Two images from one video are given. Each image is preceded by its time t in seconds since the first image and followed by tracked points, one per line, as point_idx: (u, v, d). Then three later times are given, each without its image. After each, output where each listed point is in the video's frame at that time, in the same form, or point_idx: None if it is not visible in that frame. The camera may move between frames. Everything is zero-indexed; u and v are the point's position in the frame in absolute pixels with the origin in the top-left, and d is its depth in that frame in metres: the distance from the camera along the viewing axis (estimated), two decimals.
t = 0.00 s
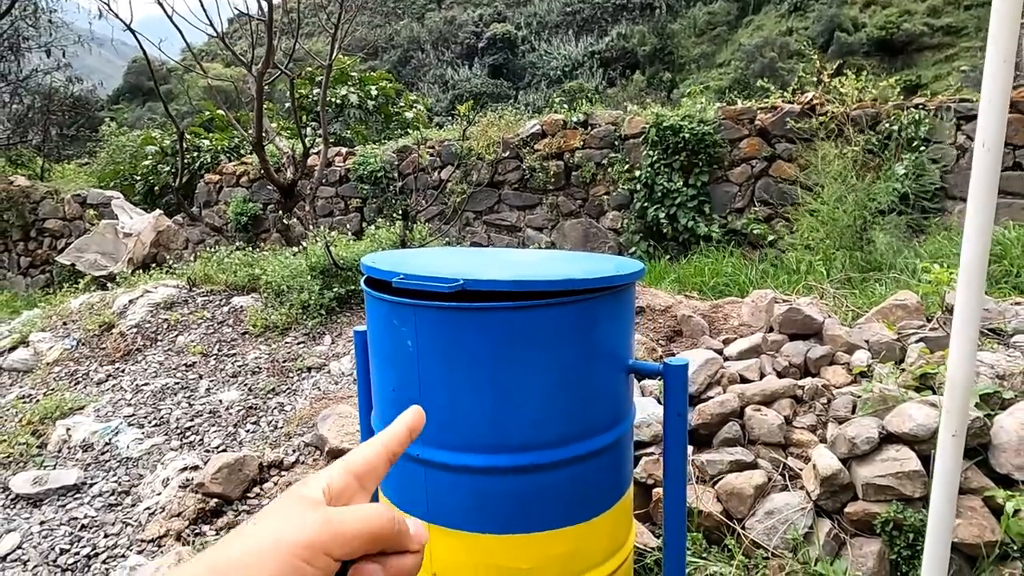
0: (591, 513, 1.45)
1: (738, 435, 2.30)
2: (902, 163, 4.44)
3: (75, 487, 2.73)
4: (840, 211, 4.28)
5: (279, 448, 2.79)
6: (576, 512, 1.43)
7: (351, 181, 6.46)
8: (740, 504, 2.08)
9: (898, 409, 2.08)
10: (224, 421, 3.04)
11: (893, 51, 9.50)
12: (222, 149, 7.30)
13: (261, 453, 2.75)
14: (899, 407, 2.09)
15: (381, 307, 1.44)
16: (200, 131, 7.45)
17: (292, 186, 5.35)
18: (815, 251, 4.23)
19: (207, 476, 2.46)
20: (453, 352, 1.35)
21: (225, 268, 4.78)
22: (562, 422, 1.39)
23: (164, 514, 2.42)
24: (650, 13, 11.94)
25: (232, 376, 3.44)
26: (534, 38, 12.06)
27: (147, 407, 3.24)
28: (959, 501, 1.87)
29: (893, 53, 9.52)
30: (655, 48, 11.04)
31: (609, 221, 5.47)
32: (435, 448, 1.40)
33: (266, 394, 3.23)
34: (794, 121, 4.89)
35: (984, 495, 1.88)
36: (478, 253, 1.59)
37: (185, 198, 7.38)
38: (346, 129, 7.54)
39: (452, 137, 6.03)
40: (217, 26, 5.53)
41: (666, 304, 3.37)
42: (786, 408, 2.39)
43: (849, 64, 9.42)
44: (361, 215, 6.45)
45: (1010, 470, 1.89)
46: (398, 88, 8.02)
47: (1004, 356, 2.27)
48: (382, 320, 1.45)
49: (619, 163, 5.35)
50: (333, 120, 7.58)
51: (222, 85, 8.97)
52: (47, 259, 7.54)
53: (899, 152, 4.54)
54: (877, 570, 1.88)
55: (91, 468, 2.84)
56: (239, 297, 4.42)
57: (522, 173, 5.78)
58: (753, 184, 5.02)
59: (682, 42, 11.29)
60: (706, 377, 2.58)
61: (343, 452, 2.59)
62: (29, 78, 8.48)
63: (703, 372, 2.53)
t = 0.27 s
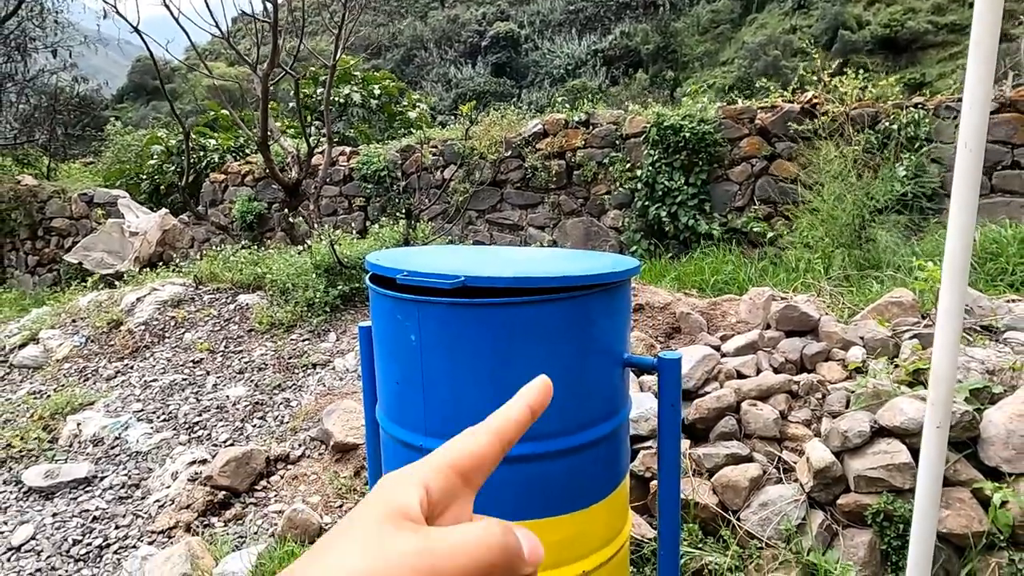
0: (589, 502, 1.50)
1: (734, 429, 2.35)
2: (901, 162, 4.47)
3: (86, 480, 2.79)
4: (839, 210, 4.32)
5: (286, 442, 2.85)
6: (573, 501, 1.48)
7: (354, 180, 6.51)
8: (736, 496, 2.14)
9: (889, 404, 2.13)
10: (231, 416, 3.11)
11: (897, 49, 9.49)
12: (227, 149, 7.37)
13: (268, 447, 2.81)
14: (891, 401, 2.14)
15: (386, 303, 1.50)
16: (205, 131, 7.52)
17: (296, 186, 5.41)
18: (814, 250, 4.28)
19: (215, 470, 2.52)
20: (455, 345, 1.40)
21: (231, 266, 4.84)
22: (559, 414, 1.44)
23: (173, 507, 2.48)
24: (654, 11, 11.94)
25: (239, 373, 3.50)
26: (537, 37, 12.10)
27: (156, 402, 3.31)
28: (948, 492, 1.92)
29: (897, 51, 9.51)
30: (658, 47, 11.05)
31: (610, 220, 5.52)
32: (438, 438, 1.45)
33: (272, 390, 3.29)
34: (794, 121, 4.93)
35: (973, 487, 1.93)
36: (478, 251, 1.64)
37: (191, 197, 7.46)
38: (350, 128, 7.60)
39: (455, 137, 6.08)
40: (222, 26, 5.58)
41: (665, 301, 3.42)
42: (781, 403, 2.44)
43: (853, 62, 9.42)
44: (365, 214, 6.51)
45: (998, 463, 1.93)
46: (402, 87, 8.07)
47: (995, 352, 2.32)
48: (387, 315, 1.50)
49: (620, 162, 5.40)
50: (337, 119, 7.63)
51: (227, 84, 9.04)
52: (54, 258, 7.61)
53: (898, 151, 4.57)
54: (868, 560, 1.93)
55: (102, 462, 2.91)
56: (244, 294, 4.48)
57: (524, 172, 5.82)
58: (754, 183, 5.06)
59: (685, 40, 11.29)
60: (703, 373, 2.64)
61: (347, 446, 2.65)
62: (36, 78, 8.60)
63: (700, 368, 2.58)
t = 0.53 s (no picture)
0: (586, 486, 1.56)
1: (731, 420, 2.40)
2: (900, 159, 4.50)
3: (98, 470, 2.85)
4: (838, 206, 4.36)
5: (292, 433, 2.91)
6: (571, 484, 1.53)
7: (359, 177, 6.57)
8: (732, 485, 2.19)
9: (882, 395, 2.18)
10: (239, 408, 3.17)
11: (901, 45, 9.48)
12: (232, 146, 7.43)
13: (275, 438, 2.87)
14: (884, 393, 2.19)
15: (390, 294, 1.55)
16: (210, 128, 7.59)
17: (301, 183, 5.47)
18: (813, 246, 4.32)
19: (224, 459, 2.58)
20: (458, 334, 1.45)
21: (237, 262, 4.90)
22: (558, 400, 1.49)
23: (182, 495, 2.54)
24: (657, 8, 11.94)
25: (246, 366, 3.57)
26: (541, 34, 12.12)
27: (165, 395, 3.37)
28: (937, 480, 1.97)
29: (901, 48, 9.49)
30: (662, 43, 11.05)
31: (612, 217, 5.57)
32: (441, 424, 1.51)
33: (278, 382, 3.35)
34: (794, 118, 4.97)
35: (962, 475, 1.98)
36: (480, 244, 1.70)
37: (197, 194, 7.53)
38: (354, 126, 7.66)
39: (458, 134, 6.13)
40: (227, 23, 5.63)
41: (665, 296, 3.47)
42: (777, 395, 2.50)
43: (856, 59, 9.42)
44: (369, 211, 6.57)
45: (987, 452, 1.98)
46: (405, 84, 8.12)
47: (986, 345, 2.37)
48: (392, 306, 1.56)
49: (622, 160, 5.44)
50: (341, 117, 7.69)
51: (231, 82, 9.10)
52: (61, 254, 7.69)
53: (898, 148, 4.60)
54: (860, 546, 1.99)
55: (113, 452, 2.97)
56: (251, 290, 4.54)
57: (527, 169, 5.88)
58: (754, 179, 5.10)
59: (689, 37, 11.29)
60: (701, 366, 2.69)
61: (352, 437, 2.70)
62: (43, 76, 8.65)
63: (698, 361, 2.63)
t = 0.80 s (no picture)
0: (586, 477, 1.58)
1: (731, 414, 2.42)
2: (903, 155, 4.51)
3: (104, 463, 2.89)
4: (840, 203, 4.37)
5: (296, 427, 2.94)
6: (571, 476, 1.56)
7: (362, 173, 6.59)
8: (731, 478, 2.21)
9: (880, 389, 2.19)
10: (243, 402, 3.20)
11: (907, 41, 9.41)
12: (235, 142, 7.46)
13: (279, 432, 2.90)
14: (882, 387, 2.21)
15: (393, 288, 1.57)
16: (214, 125, 7.62)
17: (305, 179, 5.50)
18: (815, 242, 4.33)
19: (229, 452, 2.61)
20: (459, 327, 1.48)
21: (242, 258, 4.93)
22: (558, 392, 1.51)
23: (188, 488, 2.58)
24: (661, 4, 11.90)
25: (250, 361, 3.60)
26: (545, 30, 12.10)
27: (170, 389, 3.41)
28: (934, 474, 1.99)
29: (907, 44, 9.43)
30: (666, 40, 11.00)
31: (614, 213, 5.59)
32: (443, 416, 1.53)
33: (282, 377, 3.39)
34: (797, 114, 4.97)
35: (959, 469, 2.00)
36: (482, 239, 1.72)
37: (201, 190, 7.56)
38: (358, 122, 7.67)
39: (461, 130, 6.15)
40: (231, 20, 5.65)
41: (666, 292, 3.49)
42: (776, 390, 2.52)
43: (861, 55, 9.38)
44: (372, 207, 6.60)
45: (985, 446, 2.00)
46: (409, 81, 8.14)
47: (985, 340, 2.38)
48: (394, 300, 1.58)
49: (624, 156, 5.46)
50: (345, 113, 7.71)
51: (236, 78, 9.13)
52: (67, 250, 7.74)
53: (901, 144, 4.60)
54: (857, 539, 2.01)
55: (119, 446, 3.01)
56: (255, 285, 4.58)
57: (529, 166, 5.90)
58: (756, 176, 5.11)
59: (693, 33, 11.15)
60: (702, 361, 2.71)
61: (355, 431, 2.73)
62: (48, 72, 8.69)
63: (698, 356, 2.66)
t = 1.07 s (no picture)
0: (586, 478, 1.58)
1: (733, 415, 2.42)
2: (908, 154, 4.49)
3: (109, 461, 2.90)
4: (844, 201, 4.36)
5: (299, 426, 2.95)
6: (571, 477, 1.56)
7: (365, 171, 6.60)
8: (733, 478, 2.21)
9: (883, 390, 2.19)
10: (246, 401, 3.21)
11: (913, 38, 9.36)
12: (239, 140, 7.47)
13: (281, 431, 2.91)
14: (884, 388, 2.21)
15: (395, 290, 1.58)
16: (218, 123, 7.64)
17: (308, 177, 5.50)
18: (819, 241, 4.32)
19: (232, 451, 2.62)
20: (460, 329, 1.48)
21: (245, 256, 4.94)
22: (557, 394, 1.52)
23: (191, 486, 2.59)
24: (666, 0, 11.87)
25: (253, 359, 3.61)
26: (549, 27, 12.08)
27: (174, 387, 3.42)
28: (936, 475, 1.99)
29: (913, 40, 9.39)
30: (671, 36, 10.97)
31: (618, 211, 5.58)
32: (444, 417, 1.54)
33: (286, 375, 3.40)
34: (801, 112, 4.96)
35: (961, 470, 1.99)
36: (484, 240, 1.72)
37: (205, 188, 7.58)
38: (361, 120, 7.68)
39: (464, 128, 6.15)
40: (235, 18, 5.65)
41: (669, 291, 3.49)
42: (779, 390, 2.51)
43: (867, 52, 9.33)
44: (376, 205, 6.60)
45: (988, 448, 1.99)
46: (412, 78, 8.13)
47: (989, 341, 2.38)
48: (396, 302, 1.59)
49: (628, 154, 5.45)
50: (348, 111, 7.71)
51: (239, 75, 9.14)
52: (72, 248, 7.77)
53: (906, 142, 4.58)
54: (859, 541, 2.00)
55: (123, 444, 3.02)
56: (258, 284, 4.59)
57: (533, 164, 5.90)
58: (760, 174, 5.09)
59: (698, 30, 11.19)
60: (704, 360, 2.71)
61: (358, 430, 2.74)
62: (53, 70, 8.71)
63: (701, 356, 2.65)
